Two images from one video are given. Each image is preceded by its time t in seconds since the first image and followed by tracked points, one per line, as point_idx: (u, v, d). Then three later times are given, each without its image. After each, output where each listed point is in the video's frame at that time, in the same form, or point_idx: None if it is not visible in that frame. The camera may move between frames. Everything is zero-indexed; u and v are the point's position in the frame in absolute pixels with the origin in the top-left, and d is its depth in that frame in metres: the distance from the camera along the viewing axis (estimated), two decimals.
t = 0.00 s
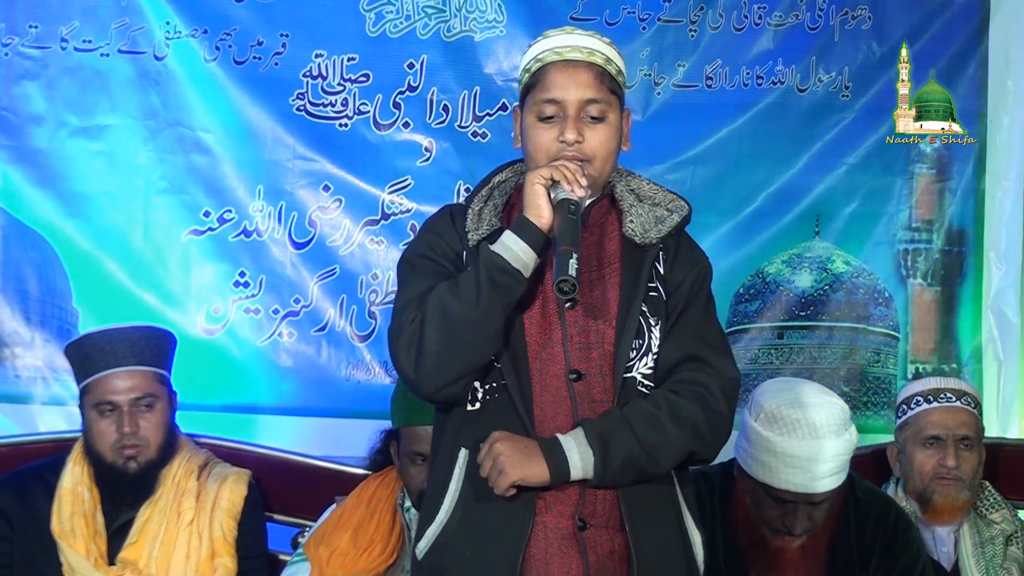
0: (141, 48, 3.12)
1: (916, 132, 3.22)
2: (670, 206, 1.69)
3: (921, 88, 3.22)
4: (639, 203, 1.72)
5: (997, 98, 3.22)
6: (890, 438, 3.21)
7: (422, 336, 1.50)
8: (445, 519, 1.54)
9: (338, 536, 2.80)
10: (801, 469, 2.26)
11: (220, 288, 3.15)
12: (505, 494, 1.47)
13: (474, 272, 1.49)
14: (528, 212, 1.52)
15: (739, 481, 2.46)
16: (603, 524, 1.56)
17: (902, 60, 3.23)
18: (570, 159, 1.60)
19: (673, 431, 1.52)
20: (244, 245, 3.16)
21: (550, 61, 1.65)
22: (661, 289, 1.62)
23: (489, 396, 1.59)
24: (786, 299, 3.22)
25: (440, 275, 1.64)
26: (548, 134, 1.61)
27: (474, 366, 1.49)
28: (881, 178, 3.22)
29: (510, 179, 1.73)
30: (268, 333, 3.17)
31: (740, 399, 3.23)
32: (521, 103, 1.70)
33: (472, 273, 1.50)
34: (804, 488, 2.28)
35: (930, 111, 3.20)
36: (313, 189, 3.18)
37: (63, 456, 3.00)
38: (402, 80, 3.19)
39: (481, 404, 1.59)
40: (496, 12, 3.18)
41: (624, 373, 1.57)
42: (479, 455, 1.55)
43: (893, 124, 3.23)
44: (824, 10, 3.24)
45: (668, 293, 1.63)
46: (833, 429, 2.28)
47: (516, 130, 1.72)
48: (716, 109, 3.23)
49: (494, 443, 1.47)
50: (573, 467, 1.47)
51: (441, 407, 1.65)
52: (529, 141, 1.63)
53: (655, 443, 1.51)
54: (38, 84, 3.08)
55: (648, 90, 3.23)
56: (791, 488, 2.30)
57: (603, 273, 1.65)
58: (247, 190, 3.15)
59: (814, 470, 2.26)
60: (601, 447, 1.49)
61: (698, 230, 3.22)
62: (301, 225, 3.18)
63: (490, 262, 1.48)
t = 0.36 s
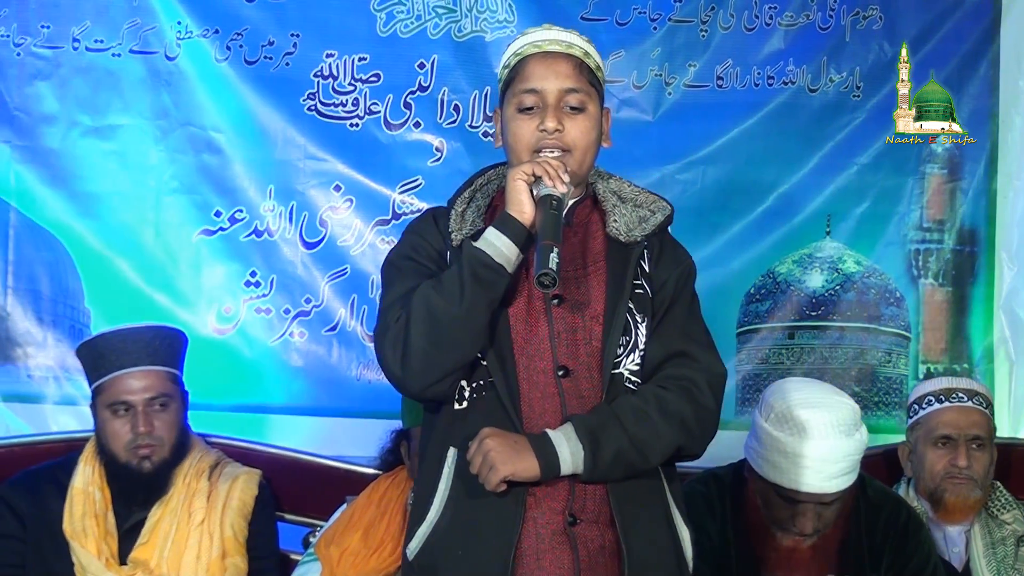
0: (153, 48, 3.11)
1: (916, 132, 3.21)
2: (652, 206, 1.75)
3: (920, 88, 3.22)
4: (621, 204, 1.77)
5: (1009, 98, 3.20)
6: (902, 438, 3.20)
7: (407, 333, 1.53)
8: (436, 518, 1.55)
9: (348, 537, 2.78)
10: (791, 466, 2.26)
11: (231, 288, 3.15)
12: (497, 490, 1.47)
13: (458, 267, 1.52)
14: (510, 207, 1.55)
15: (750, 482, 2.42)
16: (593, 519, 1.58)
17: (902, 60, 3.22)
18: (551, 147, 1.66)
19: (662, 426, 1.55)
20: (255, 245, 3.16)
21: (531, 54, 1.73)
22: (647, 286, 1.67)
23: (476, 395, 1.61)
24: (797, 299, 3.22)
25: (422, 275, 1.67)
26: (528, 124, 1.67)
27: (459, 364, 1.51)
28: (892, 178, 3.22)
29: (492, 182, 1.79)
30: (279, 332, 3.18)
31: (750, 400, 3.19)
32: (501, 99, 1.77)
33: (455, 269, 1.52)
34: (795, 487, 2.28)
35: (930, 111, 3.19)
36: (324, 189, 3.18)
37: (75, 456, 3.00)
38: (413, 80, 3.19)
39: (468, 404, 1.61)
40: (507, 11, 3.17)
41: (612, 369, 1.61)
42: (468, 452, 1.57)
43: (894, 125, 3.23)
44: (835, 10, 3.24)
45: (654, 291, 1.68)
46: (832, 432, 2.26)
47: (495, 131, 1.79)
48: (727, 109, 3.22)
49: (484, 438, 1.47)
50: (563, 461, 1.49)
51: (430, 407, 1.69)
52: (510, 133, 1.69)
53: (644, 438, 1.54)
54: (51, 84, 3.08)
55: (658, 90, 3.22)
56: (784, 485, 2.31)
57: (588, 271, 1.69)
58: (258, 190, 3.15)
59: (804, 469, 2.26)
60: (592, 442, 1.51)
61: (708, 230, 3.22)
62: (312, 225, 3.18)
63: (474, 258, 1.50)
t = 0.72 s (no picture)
0: (163, 48, 3.10)
1: (916, 132, 3.20)
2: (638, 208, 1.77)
3: (920, 89, 3.21)
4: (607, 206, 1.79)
5: (1018, 98, 3.20)
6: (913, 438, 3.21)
7: (399, 329, 1.53)
8: (430, 517, 1.57)
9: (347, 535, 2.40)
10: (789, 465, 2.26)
11: (241, 288, 3.16)
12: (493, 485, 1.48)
13: (448, 263, 1.53)
14: (499, 203, 1.58)
15: (762, 483, 2.41)
16: (587, 515, 1.60)
17: (902, 60, 3.21)
18: (539, 147, 1.69)
19: (654, 421, 1.57)
20: (265, 245, 3.16)
21: (519, 56, 1.77)
22: (635, 284, 1.71)
23: (467, 392, 1.63)
24: (807, 300, 3.21)
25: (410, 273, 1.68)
26: (516, 125, 1.71)
27: (453, 358, 1.52)
28: (902, 179, 3.22)
29: (477, 186, 1.81)
30: (289, 332, 3.18)
31: (760, 400, 3.19)
32: (488, 101, 1.81)
33: (446, 266, 1.53)
34: (793, 486, 2.27)
35: (930, 111, 3.17)
36: (334, 189, 3.18)
37: (86, 456, 3.01)
38: (423, 80, 3.19)
39: (460, 401, 1.63)
40: (516, 12, 3.18)
41: (604, 365, 1.64)
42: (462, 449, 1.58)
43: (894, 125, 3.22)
44: (844, 10, 3.23)
45: (642, 289, 1.72)
46: (835, 435, 2.24)
47: (482, 134, 1.83)
48: (737, 110, 3.21)
49: (480, 433, 1.48)
50: (559, 454, 1.51)
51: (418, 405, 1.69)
52: (497, 134, 1.72)
53: (638, 431, 1.56)
54: (61, 84, 3.06)
55: (668, 90, 3.21)
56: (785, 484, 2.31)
57: (578, 269, 1.71)
58: (267, 191, 3.15)
59: (802, 468, 2.25)
60: (586, 435, 1.52)
61: (717, 230, 3.22)
62: (321, 225, 3.18)
63: (465, 253, 1.52)
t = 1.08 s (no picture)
0: (169, 47, 3.09)
1: (916, 132, 3.20)
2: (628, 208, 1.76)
3: (919, 89, 3.20)
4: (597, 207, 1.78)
5: None
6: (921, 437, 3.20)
7: (392, 332, 1.54)
8: (426, 517, 1.59)
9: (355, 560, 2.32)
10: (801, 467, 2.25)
11: (247, 288, 3.16)
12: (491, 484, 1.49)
13: (441, 266, 1.55)
14: (491, 205, 1.59)
15: (770, 482, 2.42)
16: (584, 513, 1.61)
17: (901, 60, 3.21)
18: (529, 150, 1.70)
19: (650, 418, 1.58)
20: (271, 244, 3.16)
21: (508, 58, 1.77)
22: (628, 284, 1.71)
23: (463, 393, 1.64)
24: (813, 299, 3.21)
25: (401, 276, 1.68)
26: (506, 128, 1.72)
27: (446, 360, 1.54)
28: (908, 178, 3.22)
29: (469, 187, 1.80)
30: (295, 332, 3.18)
31: (767, 400, 3.19)
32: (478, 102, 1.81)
33: (439, 267, 1.55)
34: (804, 487, 2.27)
35: (929, 111, 3.18)
36: (340, 188, 3.18)
37: (92, 455, 3.01)
38: (429, 80, 3.19)
39: (454, 402, 1.64)
40: (523, 12, 3.19)
41: (597, 365, 1.65)
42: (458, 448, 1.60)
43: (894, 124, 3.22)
44: (851, 10, 3.23)
45: (634, 288, 1.73)
46: (846, 437, 2.24)
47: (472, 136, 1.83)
48: (743, 109, 3.21)
49: (476, 432, 1.49)
50: (556, 451, 1.52)
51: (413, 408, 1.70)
52: (487, 137, 1.74)
53: (632, 428, 1.57)
54: (68, 83, 3.06)
55: (674, 90, 3.21)
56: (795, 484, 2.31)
57: (572, 268, 1.72)
58: (274, 190, 3.15)
59: (813, 470, 2.24)
60: (582, 433, 1.53)
61: (723, 229, 3.22)
62: (328, 224, 3.18)
63: (456, 255, 1.54)
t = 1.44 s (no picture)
0: (175, 49, 3.13)
1: (916, 131, 3.23)
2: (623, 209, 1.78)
3: (920, 89, 3.24)
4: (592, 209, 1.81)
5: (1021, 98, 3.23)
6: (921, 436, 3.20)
7: (391, 333, 1.57)
8: (422, 514, 1.60)
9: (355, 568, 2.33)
10: (797, 460, 2.17)
11: (252, 287, 3.20)
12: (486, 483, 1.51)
13: (437, 267, 1.57)
14: (488, 208, 1.61)
15: (768, 476, 2.32)
16: (577, 511, 1.64)
17: (901, 60, 3.24)
18: (525, 153, 1.70)
19: (643, 418, 1.62)
20: (276, 244, 3.20)
21: (504, 61, 1.77)
22: (622, 284, 1.74)
23: (459, 392, 1.66)
24: (812, 298, 3.25)
25: (398, 278, 1.70)
26: (502, 130, 1.72)
27: (443, 361, 1.56)
28: (906, 178, 3.25)
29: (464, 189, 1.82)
30: (300, 331, 3.22)
31: (766, 397, 3.23)
32: (473, 104, 1.82)
33: (436, 269, 1.57)
34: (799, 479, 2.19)
35: (929, 111, 3.20)
36: (344, 189, 3.21)
37: (99, 453, 3.04)
38: (432, 81, 3.22)
39: (451, 401, 1.65)
40: (524, 14, 3.21)
41: (592, 364, 1.67)
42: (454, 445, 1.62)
43: (893, 124, 3.25)
44: (850, 11, 3.26)
45: (628, 289, 1.75)
46: (842, 430, 2.17)
47: (469, 137, 1.84)
48: (742, 110, 3.24)
49: (472, 431, 1.52)
50: (550, 450, 1.54)
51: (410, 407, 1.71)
52: (483, 138, 1.74)
53: (625, 427, 1.60)
54: (75, 85, 3.10)
55: (674, 91, 3.24)
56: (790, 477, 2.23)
57: (567, 270, 1.73)
58: (278, 190, 3.19)
59: (809, 463, 2.16)
60: (576, 432, 1.56)
61: (723, 229, 3.25)
62: (331, 224, 3.21)
63: (453, 257, 1.56)
